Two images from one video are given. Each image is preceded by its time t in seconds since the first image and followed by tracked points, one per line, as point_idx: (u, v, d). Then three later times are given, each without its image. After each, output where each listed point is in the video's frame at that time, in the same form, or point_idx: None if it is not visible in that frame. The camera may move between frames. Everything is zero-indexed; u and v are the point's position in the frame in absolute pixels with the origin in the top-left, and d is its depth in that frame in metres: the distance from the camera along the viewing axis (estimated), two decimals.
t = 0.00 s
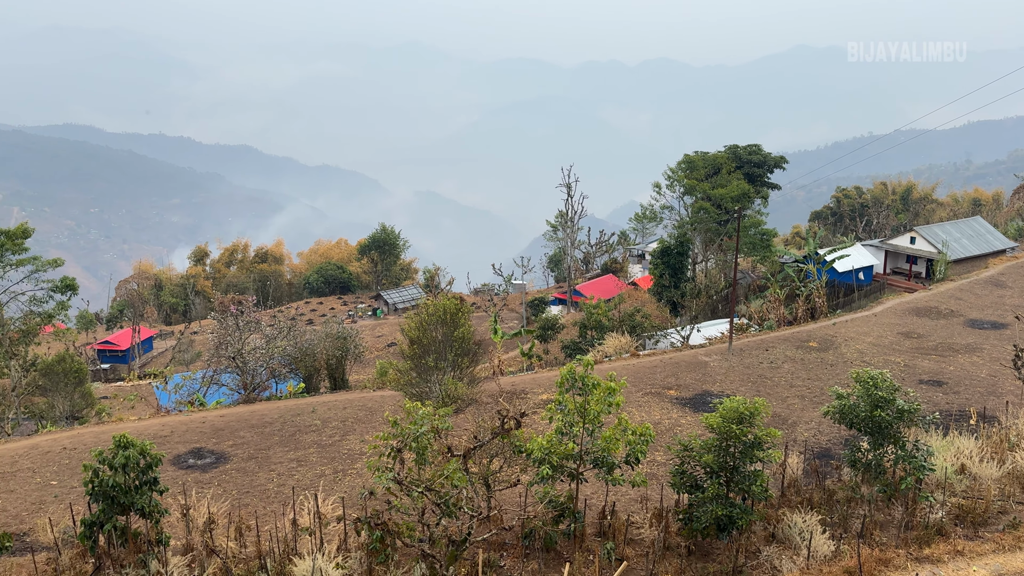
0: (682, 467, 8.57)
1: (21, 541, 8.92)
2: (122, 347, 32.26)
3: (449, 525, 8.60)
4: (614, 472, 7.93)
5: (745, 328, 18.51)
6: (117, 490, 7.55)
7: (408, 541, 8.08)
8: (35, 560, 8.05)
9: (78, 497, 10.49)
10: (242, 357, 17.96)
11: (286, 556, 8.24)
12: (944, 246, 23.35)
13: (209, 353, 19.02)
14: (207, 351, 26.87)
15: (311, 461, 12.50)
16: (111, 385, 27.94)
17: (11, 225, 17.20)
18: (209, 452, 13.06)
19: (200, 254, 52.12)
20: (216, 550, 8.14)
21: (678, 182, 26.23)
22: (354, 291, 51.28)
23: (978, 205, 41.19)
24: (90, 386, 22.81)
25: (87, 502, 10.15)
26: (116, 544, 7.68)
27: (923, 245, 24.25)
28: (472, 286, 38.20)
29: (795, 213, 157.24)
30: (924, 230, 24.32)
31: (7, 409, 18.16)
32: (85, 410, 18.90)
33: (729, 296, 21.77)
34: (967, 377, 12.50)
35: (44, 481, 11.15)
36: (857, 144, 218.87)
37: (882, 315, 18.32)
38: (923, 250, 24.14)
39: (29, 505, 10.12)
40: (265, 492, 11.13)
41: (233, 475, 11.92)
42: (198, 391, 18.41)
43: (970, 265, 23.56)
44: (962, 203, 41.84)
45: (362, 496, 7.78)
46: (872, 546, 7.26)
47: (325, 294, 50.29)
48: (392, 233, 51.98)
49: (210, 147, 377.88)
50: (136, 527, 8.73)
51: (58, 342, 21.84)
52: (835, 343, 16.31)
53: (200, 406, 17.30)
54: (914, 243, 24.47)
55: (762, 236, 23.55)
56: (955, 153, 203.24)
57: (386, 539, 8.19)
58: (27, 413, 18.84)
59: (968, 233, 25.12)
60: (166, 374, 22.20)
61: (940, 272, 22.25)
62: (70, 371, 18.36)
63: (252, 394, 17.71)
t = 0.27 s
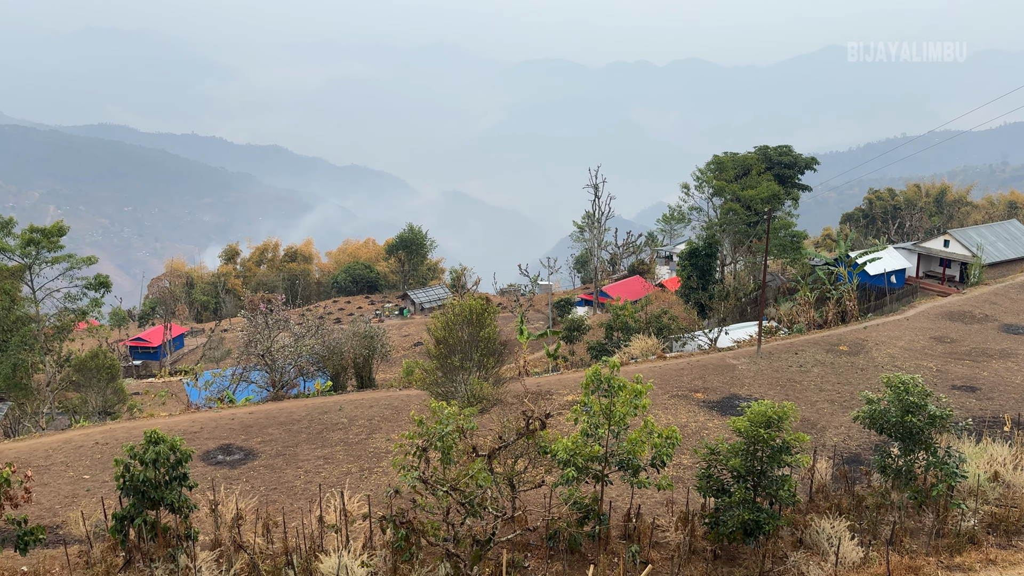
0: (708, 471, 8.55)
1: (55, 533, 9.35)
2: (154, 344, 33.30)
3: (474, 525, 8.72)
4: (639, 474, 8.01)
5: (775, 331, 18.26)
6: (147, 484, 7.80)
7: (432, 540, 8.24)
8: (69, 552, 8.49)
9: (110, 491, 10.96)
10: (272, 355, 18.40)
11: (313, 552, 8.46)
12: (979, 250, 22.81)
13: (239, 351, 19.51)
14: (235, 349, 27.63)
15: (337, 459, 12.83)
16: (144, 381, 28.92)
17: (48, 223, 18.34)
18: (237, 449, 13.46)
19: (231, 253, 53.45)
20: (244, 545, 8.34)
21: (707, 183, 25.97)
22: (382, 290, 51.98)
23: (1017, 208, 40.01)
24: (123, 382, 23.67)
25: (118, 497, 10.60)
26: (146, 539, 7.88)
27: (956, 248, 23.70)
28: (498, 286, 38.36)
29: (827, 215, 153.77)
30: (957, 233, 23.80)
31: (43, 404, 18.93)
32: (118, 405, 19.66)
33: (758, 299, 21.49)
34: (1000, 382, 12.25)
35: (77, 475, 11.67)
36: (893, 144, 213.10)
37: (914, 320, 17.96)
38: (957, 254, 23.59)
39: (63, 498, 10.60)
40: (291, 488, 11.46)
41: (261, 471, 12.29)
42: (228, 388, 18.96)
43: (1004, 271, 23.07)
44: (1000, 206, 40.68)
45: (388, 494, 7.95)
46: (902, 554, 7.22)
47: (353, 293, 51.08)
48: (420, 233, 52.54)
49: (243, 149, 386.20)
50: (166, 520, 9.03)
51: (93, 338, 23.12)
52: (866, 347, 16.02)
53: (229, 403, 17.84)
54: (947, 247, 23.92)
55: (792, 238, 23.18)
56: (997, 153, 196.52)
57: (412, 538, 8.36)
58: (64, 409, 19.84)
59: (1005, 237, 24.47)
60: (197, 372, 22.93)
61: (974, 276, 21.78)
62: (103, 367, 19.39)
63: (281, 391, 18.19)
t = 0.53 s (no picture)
0: (731, 478, 8.53)
1: (81, 531, 9.71)
2: (179, 345, 34.14)
3: (493, 528, 8.83)
4: (661, 479, 8.04)
5: (799, 337, 18.03)
6: (172, 484, 8.02)
7: (451, 543, 8.37)
8: (94, 550, 8.78)
9: (134, 490, 11.34)
10: (295, 356, 18.77)
11: (333, 554, 8.64)
12: (1008, 255, 22.34)
13: (262, 353, 19.90)
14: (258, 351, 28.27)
15: (359, 460, 13.08)
16: (169, 381, 29.70)
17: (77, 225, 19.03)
18: (260, 449, 13.78)
19: (256, 254, 54.50)
20: (266, 546, 8.56)
21: (731, 187, 25.75)
22: (404, 293, 52.49)
23: None
24: (149, 382, 24.28)
25: (142, 495, 10.96)
26: (170, 538, 8.16)
27: (984, 254, 23.25)
28: (519, 290, 38.45)
29: (852, 219, 150.89)
30: (985, 238, 23.36)
31: (70, 402, 19.91)
32: (143, 405, 19.79)
33: (783, 305, 21.25)
34: None
35: (103, 473, 12.09)
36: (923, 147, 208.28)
37: (942, 326, 17.67)
38: (985, 259, 23.14)
39: (89, 496, 10.99)
40: (313, 489, 11.70)
41: (284, 471, 12.59)
42: (252, 389, 19.39)
43: None
44: None
45: (409, 496, 8.09)
46: (927, 563, 7.15)
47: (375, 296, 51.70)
48: (442, 236, 53.01)
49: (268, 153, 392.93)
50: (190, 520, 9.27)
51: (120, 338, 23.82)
52: (892, 353, 15.76)
53: (253, 404, 18.25)
54: (976, 252, 23.46)
55: (818, 243, 22.89)
56: None
57: (431, 540, 8.55)
58: (91, 407, 20.34)
59: None
60: (221, 372, 23.55)
61: (1003, 283, 21.28)
62: (129, 367, 20.09)
63: (303, 392, 18.56)
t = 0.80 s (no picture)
0: (750, 485, 8.53)
1: (103, 531, 9.97)
2: (200, 348, 34.81)
3: (510, 532, 8.94)
4: (679, 486, 8.07)
5: (820, 344, 17.83)
6: (192, 485, 8.31)
7: (468, 547, 8.47)
8: (115, 550, 8.90)
9: (153, 491, 11.63)
10: (314, 360, 19.23)
11: (351, 558, 8.81)
12: None
13: (283, 355, 20.31)
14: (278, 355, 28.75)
15: (377, 464, 13.28)
16: (191, 383, 30.27)
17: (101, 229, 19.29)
18: (279, 452, 14.03)
19: (276, 259, 55.43)
20: (284, 547, 8.77)
21: (751, 193, 25.58)
22: (422, 297, 52.87)
23: None
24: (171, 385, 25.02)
25: (162, 496, 11.25)
26: (190, 538, 8.54)
27: (1008, 260, 22.80)
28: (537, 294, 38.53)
29: (875, 224, 148.32)
30: (1010, 245, 22.93)
31: (93, 404, 20.44)
32: (164, 406, 20.59)
33: (803, 311, 21.03)
34: None
35: (124, 474, 12.43)
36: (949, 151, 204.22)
37: (964, 334, 17.49)
38: (1008, 266, 22.71)
39: (110, 497, 11.31)
40: (332, 492, 11.90)
41: (302, 474, 12.83)
42: (272, 391, 19.76)
43: None
44: None
45: (427, 499, 8.22)
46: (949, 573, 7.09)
47: (394, 300, 52.16)
48: (461, 241, 53.31)
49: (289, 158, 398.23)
50: (210, 522, 9.46)
51: (145, 341, 24.22)
52: (914, 361, 15.54)
53: (273, 406, 18.60)
54: (999, 258, 23.02)
55: (839, 249, 22.64)
56: None
57: (449, 544, 8.64)
58: (112, 409, 20.85)
59: None
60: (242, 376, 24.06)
61: None
62: (151, 369, 20.40)
63: (322, 396, 18.91)
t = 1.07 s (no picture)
0: (766, 492, 8.54)
1: (121, 532, 10.22)
2: (218, 351, 35.36)
3: (526, 537, 9.00)
4: (695, 493, 8.12)
5: (838, 351, 17.67)
6: (210, 488, 8.29)
7: (484, 552, 8.56)
8: (133, 551, 9.25)
9: (170, 493, 11.92)
10: (330, 364, 19.42)
11: (366, 561, 8.96)
12: None
13: (299, 359, 20.55)
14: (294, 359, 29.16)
15: (392, 468, 13.45)
16: (208, 387, 30.77)
17: (121, 233, 19.89)
18: (295, 455, 14.25)
19: (293, 264, 56.19)
20: (300, 551, 8.93)
21: (768, 199, 25.45)
22: (438, 302, 53.16)
23: None
24: (189, 388, 25.46)
25: (179, 499, 11.53)
26: (206, 540, 8.49)
27: None
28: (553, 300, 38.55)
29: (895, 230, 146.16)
30: None
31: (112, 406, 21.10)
32: (182, 409, 21.07)
33: (821, 317, 20.86)
34: None
35: (142, 476, 12.74)
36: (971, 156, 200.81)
37: (984, 342, 17.28)
38: None
39: (128, 499, 11.60)
40: (347, 496, 12.09)
41: (318, 477, 13.03)
42: (288, 395, 20.04)
43: None
44: None
45: (442, 503, 8.32)
46: None
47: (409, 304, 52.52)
48: (476, 246, 53.49)
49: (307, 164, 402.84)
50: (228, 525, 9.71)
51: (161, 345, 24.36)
52: (933, 369, 15.38)
53: (289, 410, 18.85)
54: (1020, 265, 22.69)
55: (857, 255, 22.44)
56: None
57: (464, 549, 8.73)
58: (130, 411, 21.32)
59: None
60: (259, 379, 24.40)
61: None
62: (169, 372, 20.82)
63: (338, 400, 19.17)
